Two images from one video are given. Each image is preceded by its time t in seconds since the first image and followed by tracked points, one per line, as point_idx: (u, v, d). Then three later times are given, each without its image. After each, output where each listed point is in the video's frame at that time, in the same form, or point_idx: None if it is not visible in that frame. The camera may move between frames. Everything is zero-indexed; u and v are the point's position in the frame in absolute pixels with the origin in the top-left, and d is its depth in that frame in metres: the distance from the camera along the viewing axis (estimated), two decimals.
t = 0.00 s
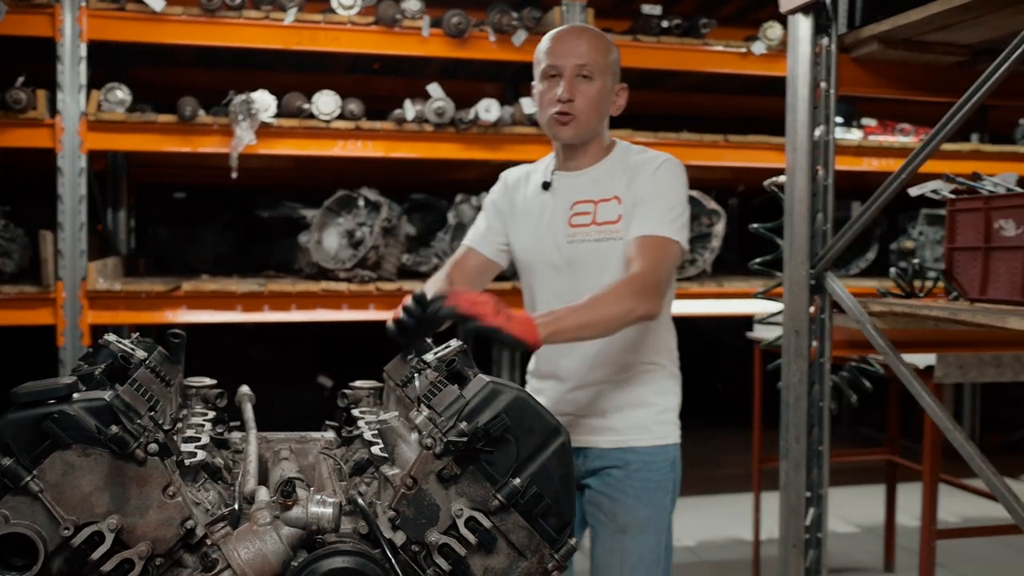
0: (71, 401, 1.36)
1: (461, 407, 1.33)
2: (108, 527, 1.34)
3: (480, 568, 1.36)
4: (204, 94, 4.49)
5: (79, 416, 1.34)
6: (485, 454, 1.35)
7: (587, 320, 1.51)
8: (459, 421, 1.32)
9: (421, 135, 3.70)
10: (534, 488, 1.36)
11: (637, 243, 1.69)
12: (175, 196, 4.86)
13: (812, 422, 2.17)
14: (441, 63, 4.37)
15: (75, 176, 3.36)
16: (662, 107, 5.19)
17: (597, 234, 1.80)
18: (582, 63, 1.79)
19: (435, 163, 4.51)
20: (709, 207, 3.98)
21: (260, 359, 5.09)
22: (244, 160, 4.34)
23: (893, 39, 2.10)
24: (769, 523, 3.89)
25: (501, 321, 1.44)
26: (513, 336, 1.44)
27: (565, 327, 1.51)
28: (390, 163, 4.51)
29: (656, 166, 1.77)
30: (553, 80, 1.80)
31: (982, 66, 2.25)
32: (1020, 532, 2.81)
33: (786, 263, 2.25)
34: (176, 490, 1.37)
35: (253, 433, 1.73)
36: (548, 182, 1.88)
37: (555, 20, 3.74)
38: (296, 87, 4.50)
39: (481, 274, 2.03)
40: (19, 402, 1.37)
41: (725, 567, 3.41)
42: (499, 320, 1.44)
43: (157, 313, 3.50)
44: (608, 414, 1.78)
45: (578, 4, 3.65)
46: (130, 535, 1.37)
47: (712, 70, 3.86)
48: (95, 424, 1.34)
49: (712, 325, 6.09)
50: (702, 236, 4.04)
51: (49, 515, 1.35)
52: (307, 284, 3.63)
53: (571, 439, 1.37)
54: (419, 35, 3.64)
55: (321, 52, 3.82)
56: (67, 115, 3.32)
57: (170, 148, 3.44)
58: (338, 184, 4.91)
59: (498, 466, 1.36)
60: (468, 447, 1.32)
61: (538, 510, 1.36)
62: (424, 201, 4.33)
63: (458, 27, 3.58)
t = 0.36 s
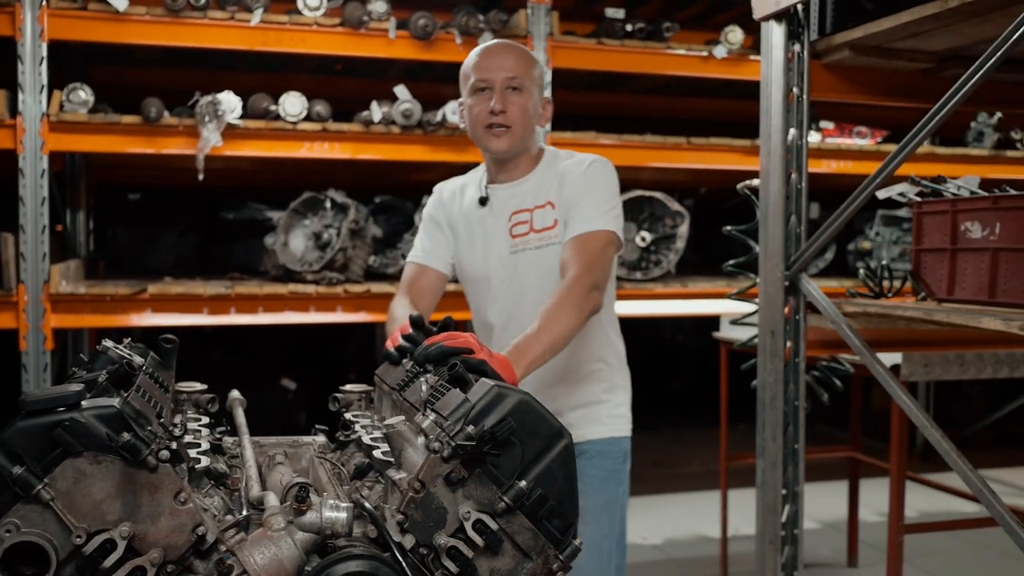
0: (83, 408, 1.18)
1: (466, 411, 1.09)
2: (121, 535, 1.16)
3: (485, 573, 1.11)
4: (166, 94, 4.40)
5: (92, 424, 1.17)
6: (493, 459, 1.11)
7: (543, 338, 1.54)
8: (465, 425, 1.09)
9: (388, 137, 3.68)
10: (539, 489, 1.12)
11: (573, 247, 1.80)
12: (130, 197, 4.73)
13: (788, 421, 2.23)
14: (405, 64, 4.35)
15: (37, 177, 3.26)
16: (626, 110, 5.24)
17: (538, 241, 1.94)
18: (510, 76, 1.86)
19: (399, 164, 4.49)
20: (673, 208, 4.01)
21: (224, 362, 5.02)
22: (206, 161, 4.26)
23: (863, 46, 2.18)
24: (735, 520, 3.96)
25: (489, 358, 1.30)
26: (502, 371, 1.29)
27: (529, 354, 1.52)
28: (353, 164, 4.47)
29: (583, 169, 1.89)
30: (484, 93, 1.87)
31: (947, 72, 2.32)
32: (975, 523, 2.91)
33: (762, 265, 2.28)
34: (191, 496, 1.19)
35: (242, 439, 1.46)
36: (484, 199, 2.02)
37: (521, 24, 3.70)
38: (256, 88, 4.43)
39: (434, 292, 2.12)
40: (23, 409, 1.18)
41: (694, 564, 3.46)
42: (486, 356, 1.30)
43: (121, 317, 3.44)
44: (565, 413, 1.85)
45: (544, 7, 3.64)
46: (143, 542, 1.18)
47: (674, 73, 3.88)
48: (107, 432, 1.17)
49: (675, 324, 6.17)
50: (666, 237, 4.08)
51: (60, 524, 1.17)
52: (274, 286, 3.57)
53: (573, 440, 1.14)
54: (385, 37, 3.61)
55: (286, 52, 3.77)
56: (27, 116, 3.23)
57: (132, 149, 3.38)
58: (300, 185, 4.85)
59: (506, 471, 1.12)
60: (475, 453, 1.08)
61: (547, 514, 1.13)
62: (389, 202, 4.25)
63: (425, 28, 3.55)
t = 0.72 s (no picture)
0: (114, 407, 1.19)
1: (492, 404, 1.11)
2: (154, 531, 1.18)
3: (508, 568, 1.13)
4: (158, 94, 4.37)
5: (123, 422, 1.18)
6: (517, 455, 1.13)
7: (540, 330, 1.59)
8: (490, 422, 1.10)
9: (383, 137, 3.67)
10: (561, 485, 1.14)
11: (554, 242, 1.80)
12: (118, 198, 4.68)
13: (789, 418, 2.25)
14: (398, 65, 4.35)
15: (31, 178, 3.24)
16: (618, 109, 5.26)
17: (521, 238, 1.93)
18: (490, 80, 1.86)
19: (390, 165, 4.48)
20: (666, 208, 4.03)
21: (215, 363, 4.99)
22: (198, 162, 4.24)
23: (864, 48, 2.20)
24: (728, 518, 3.98)
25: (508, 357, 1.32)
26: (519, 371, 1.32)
27: (534, 349, 1.56)
28: (345, 165, 4.46)
29: (563, 165, 1.89)
30: (464, 97, 1.86)
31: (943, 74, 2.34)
32: (966, 519, 2.95)
33: (764, 265, 2.30)
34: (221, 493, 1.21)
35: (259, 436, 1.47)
36: (467, 202, 2.01)
37: (515, 25, 3.72)
38: (246, 88, 4.41)
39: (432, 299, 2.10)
40: (56, 408, 1.19)
41: (689, 562, 3.49)
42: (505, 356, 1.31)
43: (115, 318, 3.42)
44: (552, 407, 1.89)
45: (538, 8, 3.64)
46: (174, 539, 1.20)
47: (665, 73, 3.89)
48: (139, 430, 1.19)
49: (666, 323, 6.19)
50: (659, 237, 4.09)
51: (92, 522, 1.18)
52: (270, 286, 3.55)
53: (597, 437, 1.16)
54: (380, 37, 3.59)
55: (280, 53, 3.75)
56: (22, 117, 3.21)
57: (126, 149, 3.36)
58: (290, 186, 4.83)
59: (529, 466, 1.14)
60: (501, 449, 1.10)
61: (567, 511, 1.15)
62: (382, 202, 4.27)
63: (420, 29, 3.53)
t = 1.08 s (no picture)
0: (133, 405, 1.21)
1: (501, 405, 1.16)
2: (173, 528, 1.19)
3: (520, 562, 1.17)
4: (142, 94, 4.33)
5: (143, 421, 1.20)
6: (526, 450, 1.17)
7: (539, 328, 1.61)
8: (502, 419, 1.15)
9: (374, 137, 3.66)
10: (571, 481, 1.19)
11: (552, 242, 1.82)
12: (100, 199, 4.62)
13: (783, 415, 2.25)
14: (385, 65, 4.34)
15: (19, 179, 3.17)
16: (603, 110, 5.27)
17: (518, 238, 1.95)
18: (503, 79, 1.86)
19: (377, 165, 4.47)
20: (654, 208, 4.05)
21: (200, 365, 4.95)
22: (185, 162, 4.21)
23: (855, 50, 2.24)
24: (716, 516, 4.01)
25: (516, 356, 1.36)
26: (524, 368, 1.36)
27: (538, 348, 1.58)
28: (331, 165, 4.44)
29: (563, 167, 1.91)
30: (475, 95, 1.86)
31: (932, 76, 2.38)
32: (951, 514, 2.99)
33: (757, 264, 2.32)
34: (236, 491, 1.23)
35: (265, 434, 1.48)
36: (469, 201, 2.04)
37: (504, 25, 3.72)
38: (232, 88, 4.39)
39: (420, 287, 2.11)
40: (75, 407, 1.21)
41: (680, 559, 3.50)
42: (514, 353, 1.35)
43: (104, 319, 3.38)
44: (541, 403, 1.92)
45: (527, 9, 3.64)
46: (191, 537, 1.21)
47: (652, 75, 3.91)
48: (157, 429, 1.21)
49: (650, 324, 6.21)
50: (646, 237, 4.11)
51: (112, 519, 1.20)
52: (260, 286, 3.51)
53: (602, 435, 1.20)
54: (370, 38, 3.59)
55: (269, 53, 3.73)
56: (10, 116, 3.14)
57: (114, 149, 3.33)
58: (276, 187, 4.80)
59: (536, 461, 1.19)
60: (513, 445, 1.14)
61: (574, 504, 1.19)
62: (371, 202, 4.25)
63: (411, 30, 3.53)
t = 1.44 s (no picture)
0: (161, 404, 1.24)
1: (522, 404, 1.21)
2: (201, 526, 1.22)
3: (541, 558, 1.22)
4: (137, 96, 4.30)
5: (172, 419, 1.22)
6: (546, 447, 1.22)
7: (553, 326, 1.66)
8: (522, 416, 1.21)
9: (372, 138, 3.64)
10: (590, 478, 1.24)
11: (566, 243, 1.86)
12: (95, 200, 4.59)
13: (787, 414, 2.22)
14: (382, 67, 4.34)
15: (20, 181, 3.15)
16: (598, 111, 5.28)
17: (528, 240, 1.97)
18: (511, 85, 1.88)
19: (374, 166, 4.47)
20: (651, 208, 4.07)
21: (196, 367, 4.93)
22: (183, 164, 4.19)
23: (857, 50, 2.26)
24: (715, 514, 4.03)
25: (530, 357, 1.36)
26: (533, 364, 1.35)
27: (553, 348, 1.62)
28: (328, 166, 4.44)
29: (572, 167, 1.94)
30: (484, 101, 1.88)
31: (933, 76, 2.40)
32: (948, 510, 3.02)
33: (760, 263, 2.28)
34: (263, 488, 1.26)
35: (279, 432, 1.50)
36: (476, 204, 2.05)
37: (501, 27, 3.72)
38: (228, 91, 4.38)
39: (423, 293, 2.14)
40: (104, 406, 1.24)
41: (681, 557, 3.52)
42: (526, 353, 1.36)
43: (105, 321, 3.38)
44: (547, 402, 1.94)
45: (524, 10, 3.64)
46: (219, 534, 1.24)
47: (649, 75, 3.91)
48: (185, 428, 1.23)
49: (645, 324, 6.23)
50: (644, 237, 4.13)
51: (142, 517, 1.22)
52: (260, 287, 3.50)
53: (621, 433, 1.25)
54: (368, 39, 3.57)
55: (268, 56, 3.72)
56: (10, 119, 3.12)
57: (114, 151, 3.30)
58: (272, 188, 4.79)
59: (557, 458, 1.24)
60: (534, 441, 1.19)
61: (594, 500, 1.24)
62: (368, 203, 4.26)
63: (409, 32, 3.53)
